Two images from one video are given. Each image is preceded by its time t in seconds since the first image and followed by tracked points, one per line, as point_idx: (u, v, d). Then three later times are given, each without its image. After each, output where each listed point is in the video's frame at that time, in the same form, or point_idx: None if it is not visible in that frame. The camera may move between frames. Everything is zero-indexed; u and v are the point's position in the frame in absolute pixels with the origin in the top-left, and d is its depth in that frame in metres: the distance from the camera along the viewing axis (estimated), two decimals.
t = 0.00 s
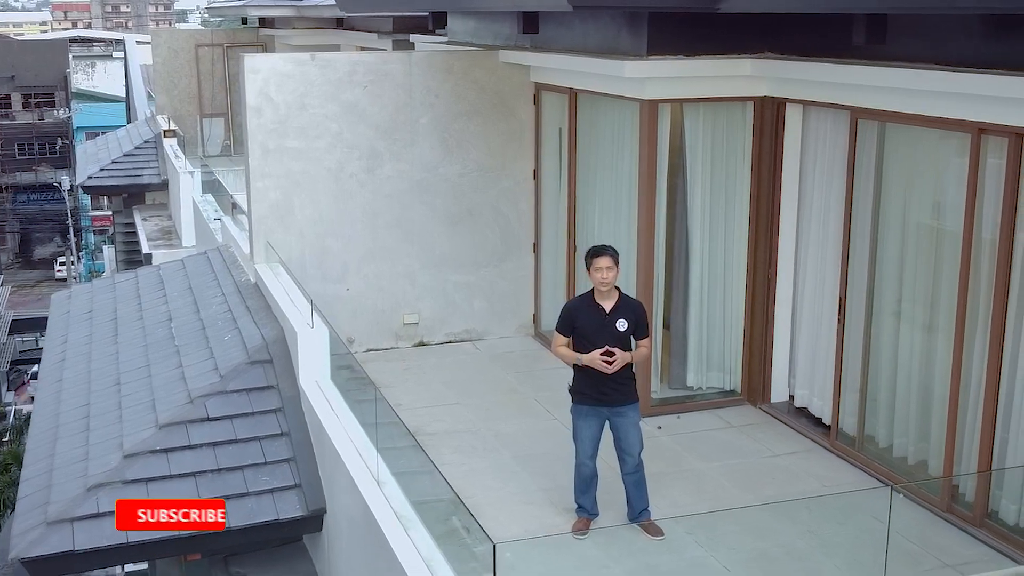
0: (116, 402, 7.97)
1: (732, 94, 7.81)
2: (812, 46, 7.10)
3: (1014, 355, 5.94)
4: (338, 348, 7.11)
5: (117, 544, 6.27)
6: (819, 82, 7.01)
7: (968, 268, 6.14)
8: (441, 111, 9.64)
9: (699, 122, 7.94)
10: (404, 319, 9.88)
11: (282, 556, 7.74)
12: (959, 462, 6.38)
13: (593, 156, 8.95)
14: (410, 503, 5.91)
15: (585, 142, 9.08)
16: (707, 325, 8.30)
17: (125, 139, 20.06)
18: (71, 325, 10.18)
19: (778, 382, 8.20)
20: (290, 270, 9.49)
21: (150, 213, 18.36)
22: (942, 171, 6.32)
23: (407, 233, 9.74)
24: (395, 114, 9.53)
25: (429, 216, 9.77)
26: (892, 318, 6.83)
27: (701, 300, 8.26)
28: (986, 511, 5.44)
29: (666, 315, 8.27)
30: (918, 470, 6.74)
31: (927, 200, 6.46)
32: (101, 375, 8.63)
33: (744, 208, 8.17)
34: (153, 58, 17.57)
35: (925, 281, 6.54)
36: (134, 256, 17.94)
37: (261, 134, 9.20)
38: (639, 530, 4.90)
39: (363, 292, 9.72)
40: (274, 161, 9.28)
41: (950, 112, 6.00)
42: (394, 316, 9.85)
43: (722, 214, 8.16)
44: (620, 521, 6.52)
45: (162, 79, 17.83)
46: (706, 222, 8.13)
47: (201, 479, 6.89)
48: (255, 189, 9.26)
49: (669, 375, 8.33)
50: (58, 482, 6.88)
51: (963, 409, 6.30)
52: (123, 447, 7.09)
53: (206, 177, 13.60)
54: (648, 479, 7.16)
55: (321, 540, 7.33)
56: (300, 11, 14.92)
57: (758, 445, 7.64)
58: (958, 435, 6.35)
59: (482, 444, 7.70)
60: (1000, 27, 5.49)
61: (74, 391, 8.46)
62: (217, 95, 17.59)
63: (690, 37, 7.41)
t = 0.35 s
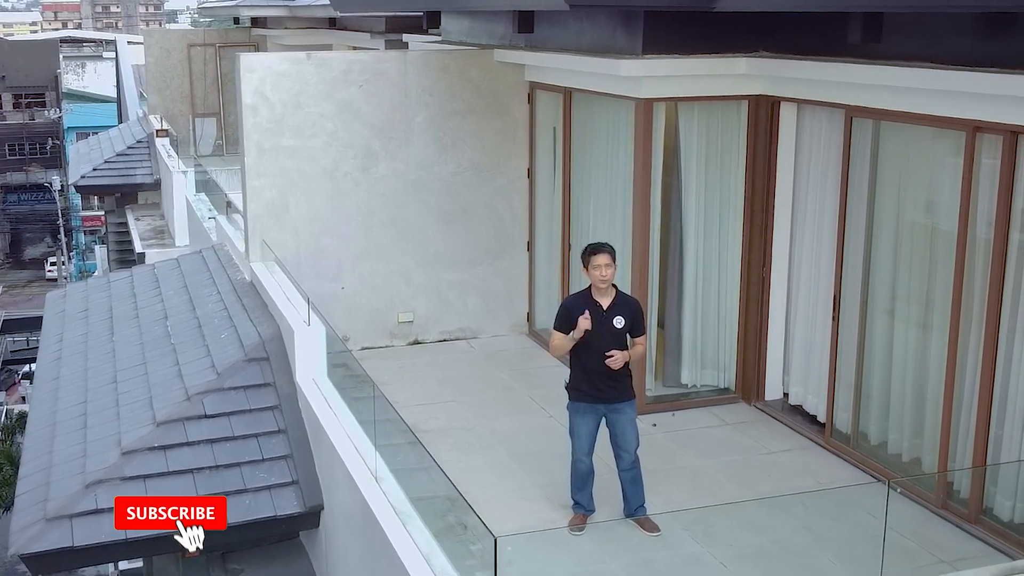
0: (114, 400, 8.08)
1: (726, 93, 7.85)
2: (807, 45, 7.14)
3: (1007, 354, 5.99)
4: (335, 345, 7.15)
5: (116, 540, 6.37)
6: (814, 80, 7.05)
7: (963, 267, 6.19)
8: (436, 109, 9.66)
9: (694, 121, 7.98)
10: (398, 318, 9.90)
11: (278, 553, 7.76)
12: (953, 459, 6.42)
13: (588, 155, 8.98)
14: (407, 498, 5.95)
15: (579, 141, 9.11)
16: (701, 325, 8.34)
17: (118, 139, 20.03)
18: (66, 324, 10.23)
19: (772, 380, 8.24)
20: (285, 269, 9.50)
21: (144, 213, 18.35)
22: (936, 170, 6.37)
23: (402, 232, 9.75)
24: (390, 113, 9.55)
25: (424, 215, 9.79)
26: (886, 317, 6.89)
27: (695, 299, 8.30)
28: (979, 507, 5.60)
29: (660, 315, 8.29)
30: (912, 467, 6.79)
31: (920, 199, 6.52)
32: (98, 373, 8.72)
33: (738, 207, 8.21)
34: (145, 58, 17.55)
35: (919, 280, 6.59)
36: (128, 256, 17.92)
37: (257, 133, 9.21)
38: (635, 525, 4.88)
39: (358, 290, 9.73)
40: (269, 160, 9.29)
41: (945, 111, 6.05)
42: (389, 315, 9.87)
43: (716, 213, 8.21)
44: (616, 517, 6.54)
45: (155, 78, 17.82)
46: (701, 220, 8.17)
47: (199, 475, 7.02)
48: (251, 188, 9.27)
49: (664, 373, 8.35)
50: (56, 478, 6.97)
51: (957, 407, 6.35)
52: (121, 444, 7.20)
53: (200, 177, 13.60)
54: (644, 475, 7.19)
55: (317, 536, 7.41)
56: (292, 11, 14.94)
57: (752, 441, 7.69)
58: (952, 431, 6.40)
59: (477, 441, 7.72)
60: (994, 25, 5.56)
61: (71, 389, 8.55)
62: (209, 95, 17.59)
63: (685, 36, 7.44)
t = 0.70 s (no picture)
0: (114, 396, 8.13)
1: (724, 90, 7.88)
2: (807, 43, 7.18)
3: (1004, 350, 6.02)
4: (335, 341, 7.19)
5: (114, 534, 6.42)
6: (813, 77, 7.09)
7: (960, 264, 6.23)
8: (434, 107, 9.69)
9: (692, 119, 8.01)
10: (397, 315, 9.92)
11: (278, 548, 7.79)
12: (950, 455, 6.46)
13: (586, 153, 9.00)
14: (407, 492, 5.99)
15: (578, 139, 9.14)
16: (699, 323, 8.36)
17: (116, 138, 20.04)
18: (66, 320, 10.27)
19: (770, 377, 8.27)
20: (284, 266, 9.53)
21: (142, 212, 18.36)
22: (933, 167, 6.40)
23: (401, 229, 9.78)
24: (389, 111, 9.57)
25: (423, 212, 9.81)
26: (883, 313, 6.93)
27: (694, 296, 8.32)
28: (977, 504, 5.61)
29: (659, 312, 8.32)
30: (910, 463, 6.82)
31: (918, 197, 6.55)
32: (98, 369, 8.77)
33: (736, 204, 8.25)
34: (144, 57, 17.54)
35: (916, 276, 6.63)
36: (126, 255, 17.93)
37: (257, 130, 9.24)
38: (634, 520, 4.86)
39: (357, 288, 9.76)
40: (269, 158, 9.31)
41: (943, 107, 6.08)
42: (388, 312, 9.90)
43: (714, 210, 8.24)
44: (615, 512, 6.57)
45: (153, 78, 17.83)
46: (700, 218, 8.20)
47: (200, 471, 7.08)
48: (250, 185, 9.29)
49: (662, 370, 8.39)
50: (58, 474, 7.03)
51: (954, 403, 6.38)
52: (122, 440, 7.25)
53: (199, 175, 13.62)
54: (642, 471, 7.22)
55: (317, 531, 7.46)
56: (290, 10, 14.96)
57: (751, 437, 7.72)
58: (949, 427, 6.43)
59: (476, 437, 7.75)
60: (992, 22, 5.60)
61: (72, 385, 8.60)
62: (208, 94, 17.59)
63: (683, 34, 7.47)
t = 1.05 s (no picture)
0: (116, 392, 8.16)
1: (724, 88, 7.92)
2: (808, 40, 7.22)
3: (1003, 346, 6.06)
4: (337, 336, 7.22)
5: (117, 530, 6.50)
6: (813, 74, 7.12)
7: (959, 261, 6.26)
8: (435, 105, 9.72)
9: (693, 116, 8.04)
10: (398, 312, 9.96)
11: (280, 543, 7.83)
12: (949, 451, 6.50)
13: (587, 151, 9.03)
14: (410, 487, 5.99)
15: (579, 137, 9.16)
16: (699, 319, 8.40)
17: (117, 137, 20.06)
18: (68, 317, 10.31)
19: (770, 373, 8.30)
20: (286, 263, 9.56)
21: (143, 211, 18.38)
22: (931, 163, 6.44)
23: (402, 227, 9.81)
24: (390, 109, 9.60)
25: (424, 210, 9.84)
26: (881, 309, 6.97)
27: (693, 292, 8.36)
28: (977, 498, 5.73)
29: (658, 309, 8.37)
30: (908, 458, 6.86)
31: (916, 193, 6.59)
32: (100, 366, 8.81)
33: (736, 201, 8.28)
34: (144, 56, 17.55)
35: (915, 273, 6.66)
36: (127, 253, 17.96)
37: (258, 128, 9.27)
38: (635, 514, 4.85)
39: (358, 285, 9.79)
40: (270, 155, 9.34)
41: (942, 104, 6.12)
42: (389, 309, 9.93)
43: (714, 207, 8.27)
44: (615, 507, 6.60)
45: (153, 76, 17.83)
46: (700, 215, 8.24)
47: (203, 466, 7.12)
48: (252, 182, 9.32)
49: (662, 366, 8.43)
50: (61, 469, 7.08)
51: (952, 399, 6.42)
52: (125, 435, 7.30)
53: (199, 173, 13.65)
54: (643, 466, 7.25)
55: (319, 527, 7.49)
56: (291, 9, 14.99)
57: (751, 433, 7.75)
58: (948, 423, 6.46)
59: (477, 433, 7.78)
60: (990, 19, 5.63)
61: (74, 381, 8.64)
62: (208, 93, 17.62)
63: (683, 30, 7.51)
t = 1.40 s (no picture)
0: (117, 392, 8.18)
1: (724, 87, 7.93)
2: (807, 39, 7.23)
3: (1002, 344, 6.07)
4: (337, 336, 7.23)
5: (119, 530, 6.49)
6: (812, 74, 7.13)
7: (958, 260, 6.27)
8: (435, 105, 9.73)
9: (693, 115, 8.06)
10: (399, 311, 9.97)
11: (281, 542, 7.85)
12: (948, 449, 6.51)
13: (587, 150, 9.04)
14: (411, 486, 5.99)
15: (579, 136, 9.17)
16: (699, 319, 8.41)
17: (117, 137, 20.07)
18: (69, 317, 10.32)
19: (770, 373, 8.31)
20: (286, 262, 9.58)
21: (143, 210, 18.40)
22: (931, 162, 6.45)
23: (403, 226, 9.82)
24: (390, 109, 9.62)
25: (424, 209, 9.86)
26: (880, 308, 6.98)
27: (693, 291, 8.38)
28: (978, 498, 5.63)
29: (658, 309, 8.39)
30: (908, 457, 6.87)
31: (916, 192, 6.60)
32: (101, 365, 8.82)
33: (736, 201, 8.29)
34: (145, 55, 17.56)
35: (914, 271, 6.68)
36: (127, 253, 17.98)
37: (259, 127, 9.28)
38: (635, 513, 4.89)
39: (358, 284, 9.80)
40: (271, 154, 9.35)
41: (942, 103, 6.13)
42: (389, 309, 9.94)
43: (714, 206, 8.28)
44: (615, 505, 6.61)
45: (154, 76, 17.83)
46: (700, 215, 8.25)
47: (203, 465, 7.13)
48: (252, 182, 9.34)
49: (662, 365, 8.44)
50: (62, 468, 7.09)
51: (952, 397, 6.42)
52: (126, 434, 7.31)
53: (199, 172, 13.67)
54: (642, 465, 7.26)
55: (319, 526, 7.50)
56: (291, 9, 14.99)
57: (751, 432, 7.76)
58: (948, 421, 6.47)
59: (477, 432, 7.79)
60: (990, 18, 5.65)
61: (75, 380, 8.65)
62: (209, 92, 17.62)
63: (683, 30, 7.53)
